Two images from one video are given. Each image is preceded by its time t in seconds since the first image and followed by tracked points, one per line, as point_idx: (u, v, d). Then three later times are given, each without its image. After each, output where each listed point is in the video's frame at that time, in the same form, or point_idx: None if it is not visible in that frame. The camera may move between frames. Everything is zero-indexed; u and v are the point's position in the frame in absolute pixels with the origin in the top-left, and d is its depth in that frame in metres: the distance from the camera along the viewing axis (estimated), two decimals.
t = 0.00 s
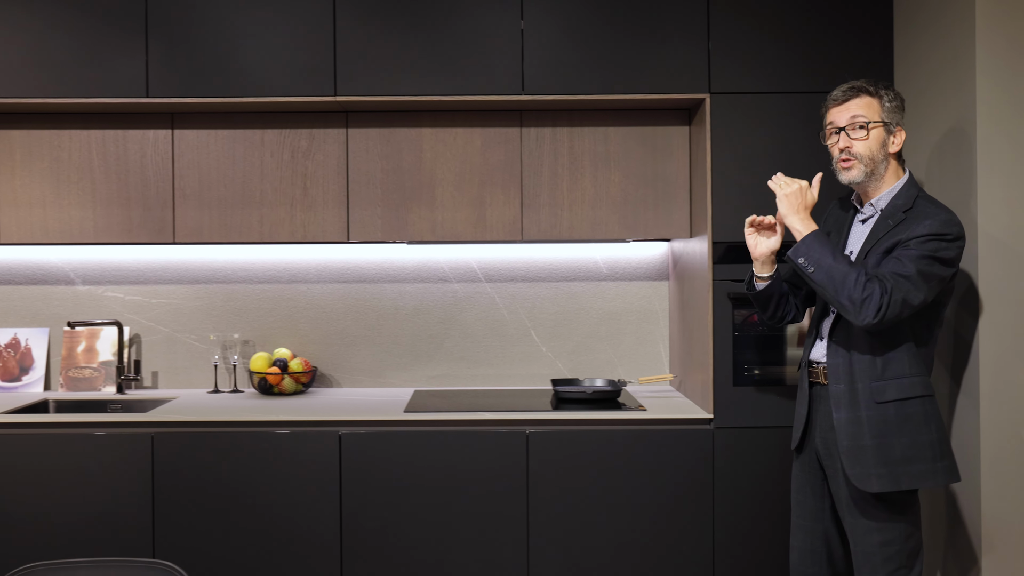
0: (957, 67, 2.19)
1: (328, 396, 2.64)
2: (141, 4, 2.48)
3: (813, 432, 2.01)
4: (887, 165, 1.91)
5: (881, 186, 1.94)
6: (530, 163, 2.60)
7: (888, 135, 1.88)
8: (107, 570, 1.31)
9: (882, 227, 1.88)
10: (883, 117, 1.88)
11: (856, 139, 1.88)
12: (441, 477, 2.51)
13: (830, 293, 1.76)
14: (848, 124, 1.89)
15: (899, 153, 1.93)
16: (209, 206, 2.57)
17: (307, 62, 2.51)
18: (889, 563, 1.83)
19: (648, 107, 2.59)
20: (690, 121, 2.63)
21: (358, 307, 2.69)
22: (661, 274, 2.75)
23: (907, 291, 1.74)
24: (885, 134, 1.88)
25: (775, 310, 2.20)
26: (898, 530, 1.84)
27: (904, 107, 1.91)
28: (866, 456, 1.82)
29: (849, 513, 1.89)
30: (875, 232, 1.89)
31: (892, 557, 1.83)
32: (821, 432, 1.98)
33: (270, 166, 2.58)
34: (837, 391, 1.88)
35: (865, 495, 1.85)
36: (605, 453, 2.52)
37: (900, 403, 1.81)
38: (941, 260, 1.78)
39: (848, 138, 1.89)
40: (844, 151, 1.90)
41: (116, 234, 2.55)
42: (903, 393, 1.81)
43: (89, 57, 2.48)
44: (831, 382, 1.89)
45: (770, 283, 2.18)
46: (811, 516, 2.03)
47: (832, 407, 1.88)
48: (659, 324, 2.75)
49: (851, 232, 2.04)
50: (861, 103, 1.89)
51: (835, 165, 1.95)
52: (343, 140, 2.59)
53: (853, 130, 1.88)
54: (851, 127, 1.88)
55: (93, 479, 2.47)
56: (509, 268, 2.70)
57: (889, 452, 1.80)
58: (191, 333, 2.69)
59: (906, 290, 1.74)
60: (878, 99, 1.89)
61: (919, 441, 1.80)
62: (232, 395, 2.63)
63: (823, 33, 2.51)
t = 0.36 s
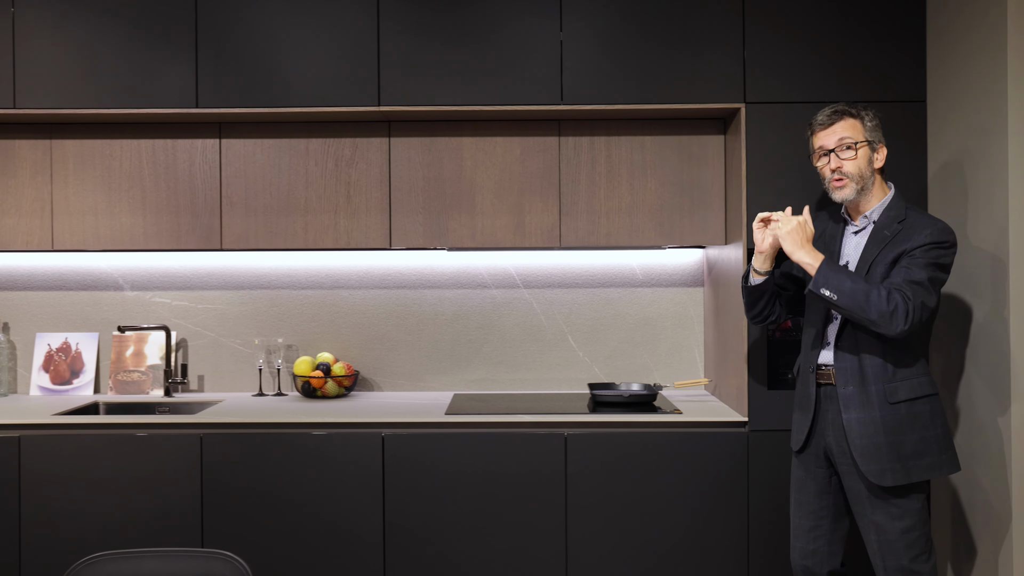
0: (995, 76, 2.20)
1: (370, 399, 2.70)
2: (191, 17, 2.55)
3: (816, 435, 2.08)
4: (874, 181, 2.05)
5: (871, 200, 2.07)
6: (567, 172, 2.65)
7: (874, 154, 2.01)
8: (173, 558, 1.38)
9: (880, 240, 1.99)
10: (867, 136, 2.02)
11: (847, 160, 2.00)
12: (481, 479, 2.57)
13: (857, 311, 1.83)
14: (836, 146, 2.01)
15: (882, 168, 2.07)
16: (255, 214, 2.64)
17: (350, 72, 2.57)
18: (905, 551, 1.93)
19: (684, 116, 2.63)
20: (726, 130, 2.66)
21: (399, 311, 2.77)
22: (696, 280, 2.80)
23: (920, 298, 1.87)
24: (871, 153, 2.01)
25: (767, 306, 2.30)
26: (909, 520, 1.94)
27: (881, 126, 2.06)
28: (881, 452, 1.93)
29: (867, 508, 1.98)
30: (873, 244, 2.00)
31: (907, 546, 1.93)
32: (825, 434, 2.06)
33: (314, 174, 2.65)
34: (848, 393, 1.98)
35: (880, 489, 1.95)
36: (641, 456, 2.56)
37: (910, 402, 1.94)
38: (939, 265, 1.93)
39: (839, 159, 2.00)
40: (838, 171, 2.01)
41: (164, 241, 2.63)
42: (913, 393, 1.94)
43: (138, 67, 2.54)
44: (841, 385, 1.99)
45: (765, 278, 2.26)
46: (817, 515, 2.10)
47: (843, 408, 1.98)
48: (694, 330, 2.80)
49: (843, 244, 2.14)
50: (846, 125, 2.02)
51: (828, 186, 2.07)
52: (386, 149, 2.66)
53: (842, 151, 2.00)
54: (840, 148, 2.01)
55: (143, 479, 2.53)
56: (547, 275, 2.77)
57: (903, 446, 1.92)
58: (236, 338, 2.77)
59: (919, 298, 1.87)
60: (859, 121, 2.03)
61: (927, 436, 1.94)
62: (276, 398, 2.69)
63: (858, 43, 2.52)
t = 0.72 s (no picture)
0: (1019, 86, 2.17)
1: (403, 399, 2.77)
2: (227, 27, 2.59)
3: (825, 439, 2.12)
4: (870, 196, 2.12)
5: (867, 215, 2.13)
6: (596, 178, 2.70)
7: (867, 171, 2.09)
8: (223, 547, 1.43)
9: (881, 256, 2.06)
10: (861, 155, 2.10)
11: (845, 178, 2.07)
12: (511, 480, 2.62)
13: (882, 331, 1.89)
14: (831, 164, 2.08)
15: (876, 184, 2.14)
16: (291, 220, 2.70)
17: (382, 80, 2.60)
18: (916, 546, 1.99)
19: (711, 123, 2.65)
20: (752, 136, 2.68)
21: (430, 313, 2.84)
22: (722, 284, 2.84)
23: (934, 308, 1.95)
24: (865, 170, 2.08)
25: (769, 308, 2.30)
26: (919, 518, 1.99)
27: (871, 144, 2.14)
28: (891, 453, 1.99)
29: (880, 507, 2.04)
30: (876, 259, 2.06)
31: (917, 543, 1.99)
32: (834, 437, 2.10)
33: (349, 180, 2.70)
34: (858, 397, 2.03)
35: (890, 490, 2.01)
36: (669, 459, 2.60)
37: (918, 405, 2.00)
38: (941, 272, 2.03)
39: (837, 178, 2.08)
40: (837, 189, 2.08)
41: (203, 245, 2.69)
42: (920, 396, 2.01)
43: (175, 76, 2.59)
44: (851, 389, 2.04)
45: (768, 276, 2.28)
46: (828, 515, 2.15)
47: (854, 411, 2.03)
48: (720, 333, 2.84)
49: (842, 256, 2.18)
50: (840, 145, 2.09)
51: (826, 203, 2.13)
52: (418, 155, 2.71)
53: (838, 169, 2.07)
54: (836, 167, 2.07)
55: (182, 479, 2.60)
56: (575, 279, 2.84)
57: (912, 448, 1.98)
58: (272, 340, 2.86)
59: (932, 307, 1.95)
60: (853, 141, 2.11)
61: (933, 437, 2.00)
62: (311, 398, 2.76)
63: (888, 49, 2.48)
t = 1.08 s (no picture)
0: None
1: (425, 396, 2.82)
2: (254, 30, 2.63)
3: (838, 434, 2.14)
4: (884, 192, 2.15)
5: (879, 211, 2.16)
6: (616, 178, 2.71)
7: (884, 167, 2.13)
8: (252, 535, 1.47)
9: (892, 253, 2.08)
10: (879, 150, 2.14)
11: (866, 169, 2.11)
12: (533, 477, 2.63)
13: (901, 324, 1.91)
14: (852, 156, 2.12)
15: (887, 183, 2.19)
16: (317, 220, 2.74)
17: (405, 82, 2.62)
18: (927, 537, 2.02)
19: (732, 123, 2.65)
20: (772, 136, 2.67)
21: (453, 311, 2.90)
22: (742, 283, 2.87)
23: (946, 306, 1.99)
24: (883, 166, 2.12)
25: (785, 314, 2.29)
26: (930, 509, 2.03)
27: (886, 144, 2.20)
28: (902, 446, 2.02)
29: (894, 501, 2.06)
30: (887, 257, 2.08)
31: (928, 534, 2.02)
32: (847, 432, 2.12)
33: (373, 180, 2.74)
34: (872, 390, 2.06)
35: (902, 483, 2.03)
36: (689, 457, 2.60)
37: (930, 399, 2.03)
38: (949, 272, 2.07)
39: (859, 169, 2.11)
40: (858, 180, 2.11)
41: (230, 244, 2.74)
42: (932, 390, 2.03)
43: (203, 78, 2.63)
44: (865, 383, 2.07)
45: (788, 284, 2.25)
46: (844, 508, 2.16)
47: (868, 405, 2.06)
48: (739, 331, 2.87)
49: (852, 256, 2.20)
50: (861, 138, 2.14)
51: (842, 195, 2.15)
52: (441, 155, 2.74)
53: (858, 161, 2.11)
54: (856, 158, 2.11)
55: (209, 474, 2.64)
56: (596, 277, 2.89)
57: (924, 440, 2.01)
58: (297, 338, 2.92)
59: (945, 306, 1.98)
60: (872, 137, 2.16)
61: (944, 430, 2.03)
62: (335, 395, 2.80)
63: (910, 51, 2.46)
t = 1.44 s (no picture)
0: None
1: (444, 389, 2.84)
2: (274, 27, 2.63)
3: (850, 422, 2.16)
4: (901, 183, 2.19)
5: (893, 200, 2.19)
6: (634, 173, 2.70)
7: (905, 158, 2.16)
8: (275, 523, 1.51)
9: (903, 246, 2.10)
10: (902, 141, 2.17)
11: (890, 158, 2.13)
12: (551, 473, 2.60)
13: (913, 319, 1.94)
14: (881, 143, 2.13)
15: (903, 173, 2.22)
16: (338, 217, 2.76)
17: (423, 79, 2.61)
18: (937, 526, 2.04)
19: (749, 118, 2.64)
20: (789, 132, 2.66)
21: (473, 306, 2.94)
22: (759, 277, 2.89)
23: (955, 299, 2.01)
24: (905, 157, 2.15)
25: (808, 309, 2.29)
26: (939, 497, 2.05)
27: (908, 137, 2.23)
28: (909, 434, 2.04)
29: (903, 489, 2.07)
30: (898, 249, 2.10)
31: (937, 522, 2.05)
32: (860, 421, 2.14)
33: (393, 176, 2.75)
34: (880, 378, 2.08)
35: (911, 472, 2.06)
36: (708, 453, 2.57)
37: (937, 387, 2.05)
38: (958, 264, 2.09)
39: (884, 157, 2.13)
40: (881, 168, 2.13)
41: (253, 238, 2.77)
42: (938, 378, 2.05)
43: (225, 75, 2.64)
44: (874, 371, 2.09)
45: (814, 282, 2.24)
46: (859, 497, 2.19)
47: (876, 393, 2.08)
48: (756, 326, 2.89)
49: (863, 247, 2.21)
50: (890, 127, 2.15)
51: (862, 179, 2.17)
52: (460, 151, 2.74)
53: (886, 149, 2.13)
54: (885, 145, 2.13)
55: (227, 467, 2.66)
56: (614, 271, 2.92)
57: (929, 428, 2.03)
58: (319, 331, 2.97)
59: (955, 300, 2.00)
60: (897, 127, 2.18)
61: (951, 418, 2.05)
62: (356, 388, 2.84)
63: (931, 47, 2.45)
